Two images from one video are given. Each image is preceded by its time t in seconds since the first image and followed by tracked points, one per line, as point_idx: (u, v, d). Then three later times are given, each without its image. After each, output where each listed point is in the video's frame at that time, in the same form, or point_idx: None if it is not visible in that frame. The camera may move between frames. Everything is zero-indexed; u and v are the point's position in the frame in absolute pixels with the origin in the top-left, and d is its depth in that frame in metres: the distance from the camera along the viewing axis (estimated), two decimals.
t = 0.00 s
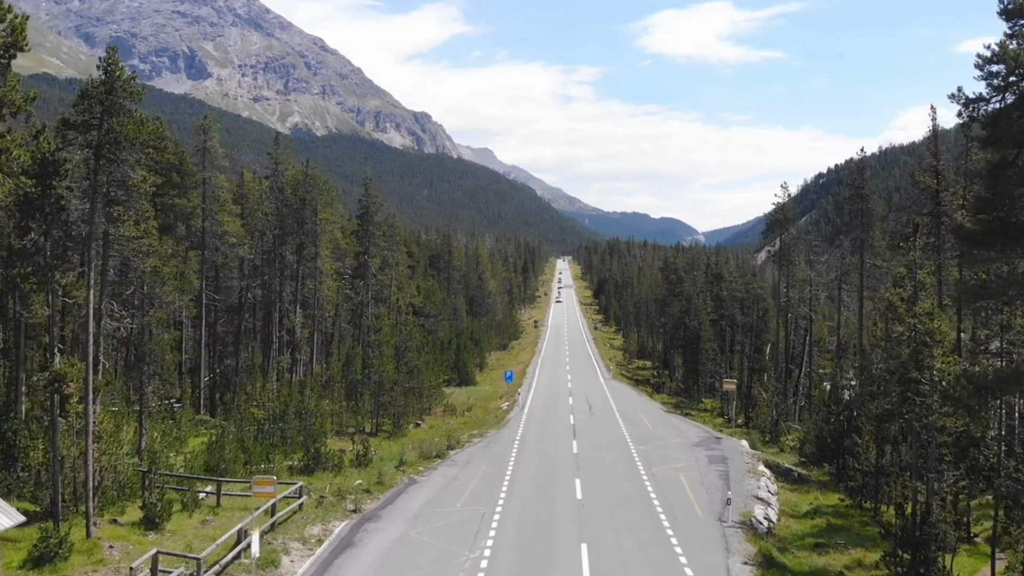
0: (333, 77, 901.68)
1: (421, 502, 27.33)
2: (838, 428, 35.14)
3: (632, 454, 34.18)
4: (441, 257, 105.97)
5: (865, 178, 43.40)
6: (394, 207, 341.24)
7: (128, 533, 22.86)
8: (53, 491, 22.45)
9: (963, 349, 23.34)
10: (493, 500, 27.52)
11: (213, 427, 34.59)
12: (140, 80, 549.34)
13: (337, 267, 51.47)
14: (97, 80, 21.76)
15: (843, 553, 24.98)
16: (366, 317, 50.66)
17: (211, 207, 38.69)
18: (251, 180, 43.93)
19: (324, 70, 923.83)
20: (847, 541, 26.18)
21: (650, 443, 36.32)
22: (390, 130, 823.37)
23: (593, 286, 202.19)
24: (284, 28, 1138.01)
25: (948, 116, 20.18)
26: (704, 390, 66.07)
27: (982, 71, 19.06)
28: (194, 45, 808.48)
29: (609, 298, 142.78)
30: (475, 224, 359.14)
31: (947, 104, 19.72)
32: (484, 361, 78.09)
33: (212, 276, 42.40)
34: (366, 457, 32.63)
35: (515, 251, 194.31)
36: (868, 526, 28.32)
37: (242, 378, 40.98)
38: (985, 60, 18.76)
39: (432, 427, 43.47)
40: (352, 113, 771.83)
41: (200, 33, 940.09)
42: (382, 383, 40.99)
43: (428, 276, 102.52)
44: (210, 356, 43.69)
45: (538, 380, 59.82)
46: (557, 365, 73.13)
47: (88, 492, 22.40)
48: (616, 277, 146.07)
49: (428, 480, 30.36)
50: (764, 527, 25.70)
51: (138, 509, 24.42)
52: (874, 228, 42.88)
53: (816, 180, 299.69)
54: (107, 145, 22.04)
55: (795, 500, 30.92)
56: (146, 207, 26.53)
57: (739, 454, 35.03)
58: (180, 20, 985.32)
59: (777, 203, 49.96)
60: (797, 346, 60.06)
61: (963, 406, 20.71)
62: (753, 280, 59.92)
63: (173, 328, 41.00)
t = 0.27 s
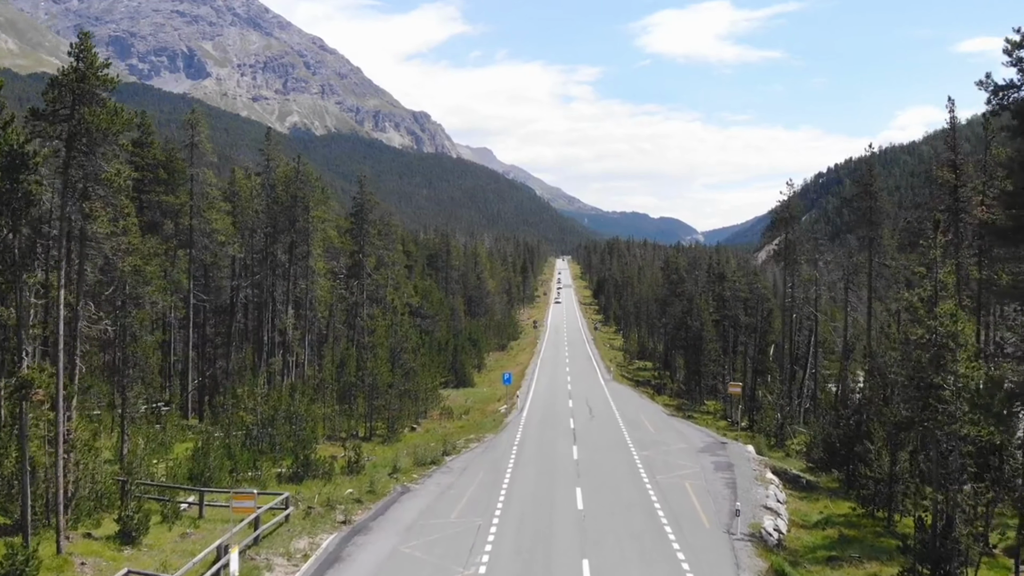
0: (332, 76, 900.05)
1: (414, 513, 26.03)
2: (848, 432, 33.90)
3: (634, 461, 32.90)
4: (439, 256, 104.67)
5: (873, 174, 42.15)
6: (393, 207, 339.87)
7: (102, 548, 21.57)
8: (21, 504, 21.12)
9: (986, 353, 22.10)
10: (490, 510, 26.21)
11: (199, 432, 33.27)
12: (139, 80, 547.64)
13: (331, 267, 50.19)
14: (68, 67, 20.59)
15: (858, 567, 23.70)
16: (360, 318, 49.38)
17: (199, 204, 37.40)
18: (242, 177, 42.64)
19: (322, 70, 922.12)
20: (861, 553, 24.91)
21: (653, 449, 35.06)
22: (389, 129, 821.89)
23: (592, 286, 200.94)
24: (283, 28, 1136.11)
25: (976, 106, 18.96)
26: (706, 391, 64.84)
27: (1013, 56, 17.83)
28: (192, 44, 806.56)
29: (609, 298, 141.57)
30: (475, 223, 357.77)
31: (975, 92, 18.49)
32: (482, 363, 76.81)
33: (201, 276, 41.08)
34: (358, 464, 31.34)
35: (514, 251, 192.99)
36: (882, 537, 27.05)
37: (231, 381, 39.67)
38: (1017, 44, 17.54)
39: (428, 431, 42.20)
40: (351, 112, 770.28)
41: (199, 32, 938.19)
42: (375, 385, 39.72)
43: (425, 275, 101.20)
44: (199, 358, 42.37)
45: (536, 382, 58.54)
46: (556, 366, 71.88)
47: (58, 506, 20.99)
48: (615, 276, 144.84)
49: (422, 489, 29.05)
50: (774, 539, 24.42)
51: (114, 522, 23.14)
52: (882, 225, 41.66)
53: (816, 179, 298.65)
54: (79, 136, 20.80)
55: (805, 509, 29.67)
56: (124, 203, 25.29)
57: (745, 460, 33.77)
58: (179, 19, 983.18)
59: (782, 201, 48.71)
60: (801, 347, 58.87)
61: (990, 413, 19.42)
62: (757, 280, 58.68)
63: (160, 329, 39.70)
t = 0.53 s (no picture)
0: (331, 76, 898.30)
1: (407, 525, 24.71)
2: (859, 439, 32.65)
3: (637, 467, 31.62)
4: (437, 256, 103.33)
5: (883, 171, 40.88)
6: (392, 207, 338.45)
7: (73, 565, 20.27)
8: None
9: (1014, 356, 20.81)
10: (486, 522, 24.91)
11: (183, 439, 31.95)
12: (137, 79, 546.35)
13: (324, 266, 48.91)
14: (36, 53, 19.42)
15: None
16: (354, 319, 48.08)
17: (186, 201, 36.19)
18: (232, 174, 41.36)
19: (321, 69, 920.39)
20: (877, 568, 23.63)
21: (656, 455, 33.78)
22: (389, 129, 820.54)
23: (592, 286, 199.59)
24: (282, 27, 1134.27)
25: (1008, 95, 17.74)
26: (709, 393, 63.59)
27: None
28: (190, 43, 804.82)
29: (609, 298, 140.27)
30: (474, 223, 356.43)
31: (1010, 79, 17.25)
32: (480, 364, 75.53)
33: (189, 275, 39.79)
34: (350, 471, 30.07)
35: (513, 250, 191.66)
36: (898, 549, 25.79)
37: (219, 384, 38.37)
38: None
39: (423, 435, 40.92)
40: (350, 112, 769.16)
41: (197, 31, 936.28)
42: (369, 389, 38.44)
43: (423, 275, 99.87)
44: (187, 361, 41.03)
45: (536, 384, 57.30)
46: (556, 368, 70.59)
47: (25, 520, 19.71)
48: (615, 276, 143.58)
49: (415, 499, 27.75)
50: (786, 552, 23.14)
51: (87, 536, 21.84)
52: (892, 223, 40.42)
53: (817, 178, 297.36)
54: (46, 126, 19.56)
55: (816, 520, 28.40)
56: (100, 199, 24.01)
57: (752, 467, 32.48)
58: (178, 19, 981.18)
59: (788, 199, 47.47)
60: (806, 348, 57.62)
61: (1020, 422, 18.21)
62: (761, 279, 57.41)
63: (146, 331, 38.42)
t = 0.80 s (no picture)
0: (330, 75, 896.65)
1: (398, 539, 23.38)
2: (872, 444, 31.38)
3: (640, 476, 30.31)
4: (434, 255, 102.06)
5: (892, 167, 39.66)
6: (390, 206, 337.10)
7: None
8: None
9: None
10: (482, 535, 23.59)
11: (167, 446, 30.63)
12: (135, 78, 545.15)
13: (318, 265, 47.60)
14: None
15: None
16: (349, 320, 46.77)
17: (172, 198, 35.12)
18: (221, 171, 40.05)
19: (320, 69, 918.77)
20: None
21: (660, 462, 32.49)
22: (388, 128, 818.95)
23: (591, 286, 198.28)
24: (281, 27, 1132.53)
25: None
26: (711, 395, 62.30)
27: None
28: (189, 43, 803.16)
29: (609, 298, 139.00)
30: (473, 223, 355.13)
31: None
32: (478, 365, 74.23)
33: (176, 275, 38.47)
34: (340, 480, 28.76)
35: (512, 250, 190.43)
36: (916, 563, 24.53)
37: (207, 388, 37.05)
38: None
39: (418, 440, 39.62)
40: (349, 111, 767.53)
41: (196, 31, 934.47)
42: (361, 392, 37.13)
43: (420, 275, 98.54)
44: (174, 363, 39.68)
45: (535, 386, 56.01)
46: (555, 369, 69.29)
47: None
48: (615, 276, 142.31)
49: (408, 510, 26.42)
50: (799, 567, 21.85)
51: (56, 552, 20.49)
52: (902, 221, 39.18)
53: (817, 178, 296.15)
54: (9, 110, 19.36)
55: (829, 531, 27.13)
56: (75, 197, 23.12)
57: (761, 475, 31.19)
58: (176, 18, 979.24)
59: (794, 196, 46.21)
60: (811, 349, 56.37)
61: None
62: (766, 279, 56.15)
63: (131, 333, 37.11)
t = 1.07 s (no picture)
0: (329, 74, 895.38)
1: (389, 554, 22.08)
2: (885, 451, 30.10)
3: (644, 485, 29.04)
4: (432, 255, 100.80)
5: (903, 163, 38.42)
6: (390, 206, 336.22)
7: None
8: None
9: None
10: (478, 550, 22.31)
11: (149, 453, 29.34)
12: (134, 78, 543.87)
13: (311, 265, 46.29)
14: None
15: None
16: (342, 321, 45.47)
17: (157, 195, 33.82)
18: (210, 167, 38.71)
19: (320, 69, 917.28)
20: None
21: (664, 470, 31.22)
22: (387, 128, 817.30)
23: (591, 285, 197.05)
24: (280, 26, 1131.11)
25: None
26: (714, 397, 61.00)
27: None
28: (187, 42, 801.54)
29: (609, 297, 137.69)
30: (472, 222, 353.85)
31: None
32: (476, 367, 72.95)
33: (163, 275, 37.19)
34: (330, 490, 27.49)
35: (511, 249, 189.23)
36: None
37: (194, 392, 35.78)
38: None
39: (414, 446, 38.34)
40: (348, 111, 766.10)
41: (195, 30, 932.91)
42: (354, 396, 35.76)
43: (418, 274, 97.32)
44: (161, 366, 38.38)
45: (534, 389, 54.75)
46: (555, 371, 68.03)
47: None
48: (615, 275, 141.02)
49: (400, 521, 25.13)
50: None
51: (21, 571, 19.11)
52: (913, 219, 37.96)
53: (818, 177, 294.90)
54: None
55: (842, 543, 25.91)
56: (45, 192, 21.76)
57: (769, 484, 29.94)
58: (175, 17, 977.50)
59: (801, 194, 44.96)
60: (817, 351, 55.13)
61: None
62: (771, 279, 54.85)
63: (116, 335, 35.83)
